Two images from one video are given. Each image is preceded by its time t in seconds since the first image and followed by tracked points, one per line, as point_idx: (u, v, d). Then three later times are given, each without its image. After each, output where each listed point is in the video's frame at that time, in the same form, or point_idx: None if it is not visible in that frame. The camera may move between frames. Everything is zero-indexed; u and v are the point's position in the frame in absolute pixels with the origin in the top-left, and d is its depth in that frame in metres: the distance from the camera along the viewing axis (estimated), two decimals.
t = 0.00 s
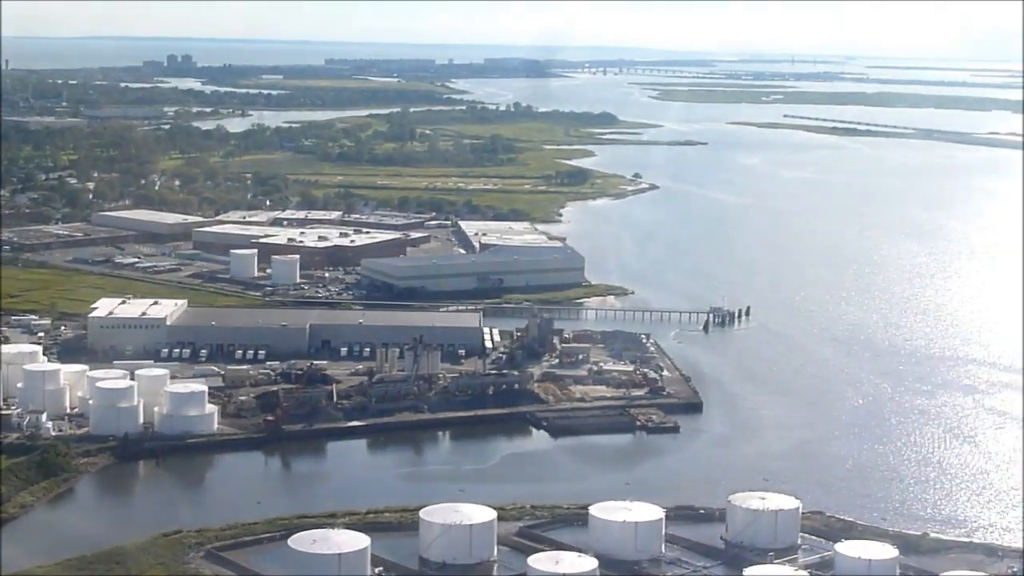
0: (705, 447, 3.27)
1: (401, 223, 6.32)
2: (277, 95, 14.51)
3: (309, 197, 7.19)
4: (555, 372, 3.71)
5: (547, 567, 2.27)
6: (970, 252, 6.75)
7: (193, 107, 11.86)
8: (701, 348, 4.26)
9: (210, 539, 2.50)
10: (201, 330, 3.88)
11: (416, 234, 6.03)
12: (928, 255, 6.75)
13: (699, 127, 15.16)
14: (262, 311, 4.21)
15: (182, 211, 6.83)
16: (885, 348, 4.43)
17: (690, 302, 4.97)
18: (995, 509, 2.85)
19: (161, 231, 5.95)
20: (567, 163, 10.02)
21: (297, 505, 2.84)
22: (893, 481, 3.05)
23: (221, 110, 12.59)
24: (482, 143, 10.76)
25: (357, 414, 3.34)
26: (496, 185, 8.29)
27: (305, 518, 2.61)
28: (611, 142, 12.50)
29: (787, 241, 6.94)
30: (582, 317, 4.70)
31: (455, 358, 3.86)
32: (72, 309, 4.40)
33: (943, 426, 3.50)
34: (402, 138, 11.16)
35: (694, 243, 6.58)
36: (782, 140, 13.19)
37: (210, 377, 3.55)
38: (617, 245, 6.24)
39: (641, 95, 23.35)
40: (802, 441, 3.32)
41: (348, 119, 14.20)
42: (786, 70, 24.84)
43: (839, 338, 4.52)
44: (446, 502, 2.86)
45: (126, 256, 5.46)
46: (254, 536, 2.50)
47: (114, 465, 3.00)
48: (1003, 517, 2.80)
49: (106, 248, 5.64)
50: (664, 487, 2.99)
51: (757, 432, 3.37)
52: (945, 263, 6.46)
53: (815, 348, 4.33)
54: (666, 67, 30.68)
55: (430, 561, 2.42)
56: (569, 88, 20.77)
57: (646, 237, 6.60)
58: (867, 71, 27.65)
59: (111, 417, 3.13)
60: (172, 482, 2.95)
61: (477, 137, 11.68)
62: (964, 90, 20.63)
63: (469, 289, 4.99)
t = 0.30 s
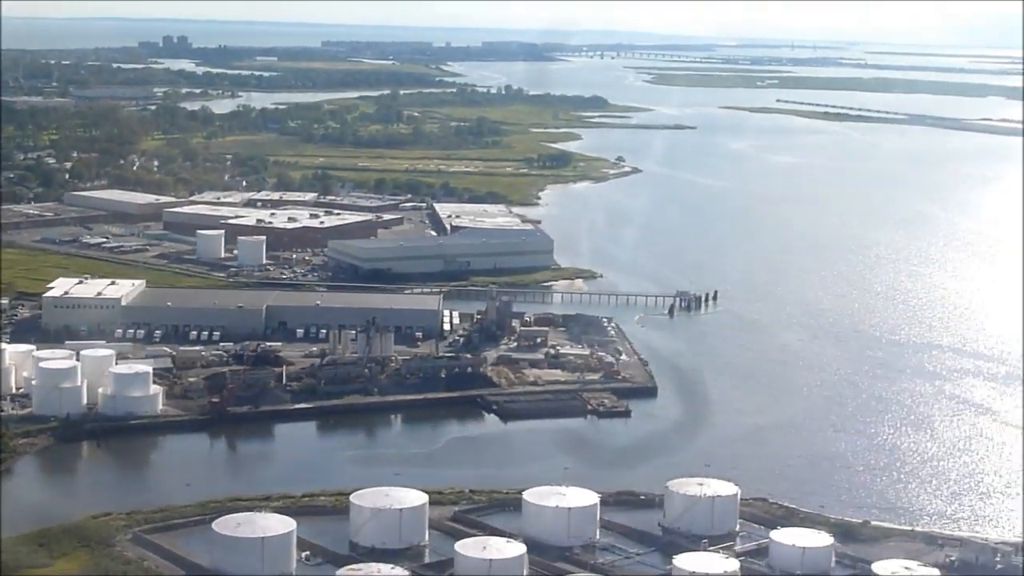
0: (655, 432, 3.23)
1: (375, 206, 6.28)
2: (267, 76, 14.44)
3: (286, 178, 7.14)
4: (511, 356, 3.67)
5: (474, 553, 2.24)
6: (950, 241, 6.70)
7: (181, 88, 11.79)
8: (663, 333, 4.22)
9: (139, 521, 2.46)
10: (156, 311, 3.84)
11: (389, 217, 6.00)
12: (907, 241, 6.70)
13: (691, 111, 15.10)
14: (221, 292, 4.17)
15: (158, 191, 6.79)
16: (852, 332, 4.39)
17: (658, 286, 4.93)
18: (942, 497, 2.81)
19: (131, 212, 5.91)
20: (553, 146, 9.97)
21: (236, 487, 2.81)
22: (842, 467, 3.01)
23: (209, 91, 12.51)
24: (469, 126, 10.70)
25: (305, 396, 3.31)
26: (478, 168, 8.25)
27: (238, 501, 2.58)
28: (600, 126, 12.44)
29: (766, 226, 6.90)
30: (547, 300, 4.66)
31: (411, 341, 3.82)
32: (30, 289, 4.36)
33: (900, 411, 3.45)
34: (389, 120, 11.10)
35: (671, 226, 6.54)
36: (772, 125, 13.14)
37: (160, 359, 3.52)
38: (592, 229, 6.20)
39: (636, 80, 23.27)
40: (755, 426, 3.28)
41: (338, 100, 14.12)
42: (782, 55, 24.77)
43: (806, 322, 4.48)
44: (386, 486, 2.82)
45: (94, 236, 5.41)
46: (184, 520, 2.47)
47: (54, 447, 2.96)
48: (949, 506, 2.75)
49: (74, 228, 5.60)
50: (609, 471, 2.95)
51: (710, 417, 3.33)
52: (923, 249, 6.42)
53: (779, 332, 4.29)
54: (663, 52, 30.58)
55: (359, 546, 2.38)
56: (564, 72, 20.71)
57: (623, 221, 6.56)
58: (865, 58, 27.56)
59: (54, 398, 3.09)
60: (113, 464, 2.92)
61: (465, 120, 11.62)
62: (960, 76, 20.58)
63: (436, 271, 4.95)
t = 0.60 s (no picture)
0: (614, 429, 3.20)
1: (352, 202, 6.24)
2: (256, 73, 14.39)
3: (266, 175, 7.10)
4: (473, 352, 3.64)
5: (413, 552, 2.20)
6: (932, 237, 6.66)
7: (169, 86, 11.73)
8: (631, 328, 4.19)
9: (77, 521, 2.42)
10: (117, 308, 3.80)
11: (366, 214, 5.96)
12: (888, 235, 6.67)
13: (682, 106, 15.06)
14: (185, 291, 4.14)
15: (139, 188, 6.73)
16: (823, 326, 4.35)
17: (631, 281, 4.89)
18: (898, 493, 2.78)
19: (105, 210, 5.87)
20: (540, 142, 9.93)
21: (184, 484, 2.77)
22: (801, 463, 2.98)
23: (198, 89, 12.45)
24: (456, 123, 10.66)
25: (261, 394, 3.27)
26: (462, 164, 8.20)
27: (180, 500, 2.54)
28: (590, 122, 12.38)
29: (747, 220, 6.85)
30: (518, 296, 4.62)
31: (374, 338, 3.79)
32: None
33: (864, 406, 3.42)
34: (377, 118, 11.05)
35: (651, 222, 6.51)
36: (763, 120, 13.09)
37: (117, 357, 3.49)
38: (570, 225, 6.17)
39: (631, 76, 23.23)
40: (716, 422, 3.24)
41: (329, 97, 14.07)
42: (777, 50, 24.71)
43: (778, 317, 4.44)
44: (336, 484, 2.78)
45: (66, 233, 5.37)
46: (123, 519, 2.43)
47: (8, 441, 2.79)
48: (904, 502, 2.72)
49: (45, 226, 5.55)
50: (562, 468, 2.92)
51: (669, 414, 3.29)
52: (904, 244, 6.38)
53: (749, 327, 4.26)
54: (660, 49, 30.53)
55: (300, 545, 2.35)
56: (557, 68, 20.65)
57: (602, 217, 6.51)
58: (861, 54, 27.50)
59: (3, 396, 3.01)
60: (63, 461, 2.88)
61: (454, 116, 11.58)
62: (955, 70, 20.52)
63: (408, 267, 4.91)
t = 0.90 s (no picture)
0: (561, 429, 3.16)
1: (323, 201, 6.21)
2: (244, 72, 14.35)
3: (239, 173, 7.07)
4: (425, 351, 3.60)
5: (333, 554, 2.17)
6: (906, 237, 6.64)
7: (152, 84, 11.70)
8: (591, 327, 4.15)
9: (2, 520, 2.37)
10: (68, 306, 3.76)
11: (335, 212, 5.92)
12: (864, 234, 6.64)
13: (669, 105, 15.03)
14: (141, 289, 4.10)
15: (111, 188, 6.70)
16: (787, 325, 4.31)
17: (596, 281, 4.86)
18: (841, 495, 2.74)
19: (73, 207, 5.83)
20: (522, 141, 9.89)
21: (120, 483, 2.72)
22: (746, 464, 2.94)
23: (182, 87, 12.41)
24: (439, 122, 10.62)
25: (206, 393, 3.24)
26: (440, 163, 8.17)
27: (110, 500, 2.49)
28: (575, 121, 12.36)
29: (721, 220, 6.82)
30: (481, 295, 4.59)
31: (327, 336, 3.75)
32: None
33: (817, 406, 3.39)
34: (360, 116, 11.02)
35: (625, 221, 6.48)
36: (750, 119, 13.07)
37: (63, 355, 3.45)
38: (543, 224, 6.13)
39: (622, 75, 23.22)
40: (665, 422, 3.20)
41: (315, 95, 14.03)
42: (769, 50, 24.71)
43: (742, 316, 4.40)
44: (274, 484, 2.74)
45: (31, 231, 5.34)
46: (48, 518, 2.38)
47: None
48: (846, 505, 2.69)
49: (11, 223, 5.51)
50: (505, 469, 2.88)
51: (619, 413, 3.26)
52: (877, 244, 6.35)
53: (710, 326, 4.22)
54: (652, 48, 30.53)
55: (224, 546, 2.31)
56: (547, 67, 20.62)
57: (575, 216, 6.48)
58: (854, 54, 27.51)
59: None
60: None
61: (437, 115, 11.54)
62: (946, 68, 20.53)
63: (373, 266, 4.88)
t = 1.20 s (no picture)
0: (516, 430, 3.13)
1: (300, 199, 6.18)
2: (236, 71, 14.33)
3: (219, 172, 7.04)
4: (384, 350, 3.57)
5: (263, 555, 2.13)
6: (886, 236, 6.61)
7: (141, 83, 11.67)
8: (556, 327, 4.11)
9: None
10: (27, 304, 3.73)
11: (310, 210, 5.89)
12: (844, 233, 6.60)
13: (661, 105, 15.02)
14: (104, 287, 4.07)
15: (88, 190, 6.68)
16: (757, 326, 4.28)
17: (567, 280, 4.82)
18: (790, 497, 2.71)
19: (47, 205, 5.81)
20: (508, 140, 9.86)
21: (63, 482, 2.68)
22: (697, 464, 2.90)
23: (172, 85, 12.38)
24: (427, 121, 10.59)
25: (158, 392, 3.20)
26: (424, 162, 8.14)
27: (47, 498, 2.45)
28: (564, 121, 12.34)
29: (701, 219, 6.80)
30: (453, 293, 4.55)
31: (287, 335, 3.72)
32: None
33: (776, 407, 3.35)
34: (348, 115, 11.00)
35: (604, 221, 6.45)
36: (740, 118, 13.04)
37: (18, 353, 3.42)
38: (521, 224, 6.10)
39: (617, 75, 23.21)
40: (620, 422, 3.17)
41: (307, 95, 14.01)
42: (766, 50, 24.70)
43: (712, 316, 4.36)
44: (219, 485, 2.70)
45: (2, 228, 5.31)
46: None
47: None
48: (796, 508, 2.65)
49: None
50: (454, 470, 2.84)
51: (577, 414, 3.23)
52: (857, 243, 6.31)
53: (677, 326, 4.19)
54: (649, 49, 30.51)
55: (157, 547, 2.28)
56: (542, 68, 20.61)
57: (553, 216, 6.45)
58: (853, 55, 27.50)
59: None
60: None
61: (426, 114, 11.52)
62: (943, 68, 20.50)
63: (342, 264, 4.85)
